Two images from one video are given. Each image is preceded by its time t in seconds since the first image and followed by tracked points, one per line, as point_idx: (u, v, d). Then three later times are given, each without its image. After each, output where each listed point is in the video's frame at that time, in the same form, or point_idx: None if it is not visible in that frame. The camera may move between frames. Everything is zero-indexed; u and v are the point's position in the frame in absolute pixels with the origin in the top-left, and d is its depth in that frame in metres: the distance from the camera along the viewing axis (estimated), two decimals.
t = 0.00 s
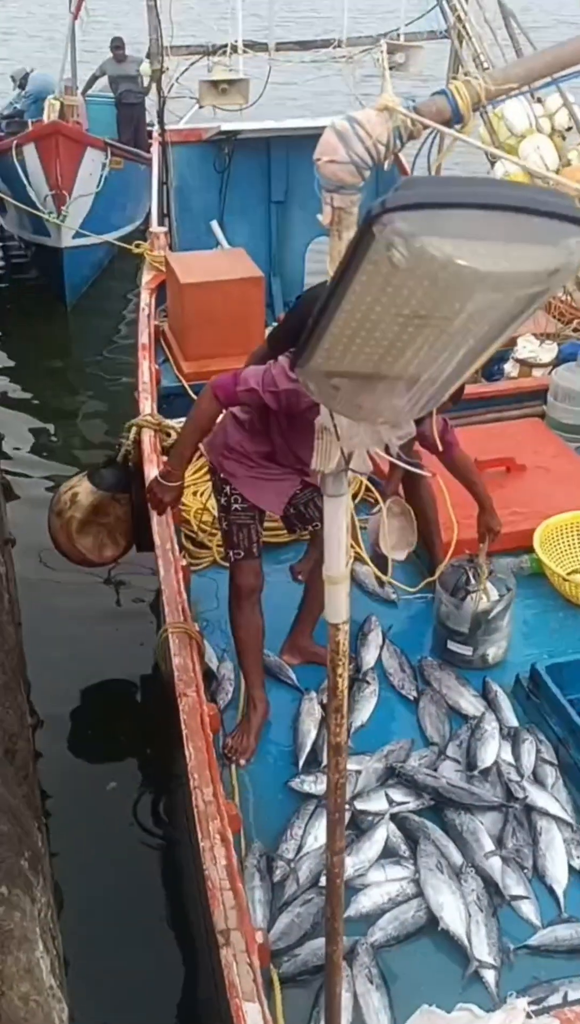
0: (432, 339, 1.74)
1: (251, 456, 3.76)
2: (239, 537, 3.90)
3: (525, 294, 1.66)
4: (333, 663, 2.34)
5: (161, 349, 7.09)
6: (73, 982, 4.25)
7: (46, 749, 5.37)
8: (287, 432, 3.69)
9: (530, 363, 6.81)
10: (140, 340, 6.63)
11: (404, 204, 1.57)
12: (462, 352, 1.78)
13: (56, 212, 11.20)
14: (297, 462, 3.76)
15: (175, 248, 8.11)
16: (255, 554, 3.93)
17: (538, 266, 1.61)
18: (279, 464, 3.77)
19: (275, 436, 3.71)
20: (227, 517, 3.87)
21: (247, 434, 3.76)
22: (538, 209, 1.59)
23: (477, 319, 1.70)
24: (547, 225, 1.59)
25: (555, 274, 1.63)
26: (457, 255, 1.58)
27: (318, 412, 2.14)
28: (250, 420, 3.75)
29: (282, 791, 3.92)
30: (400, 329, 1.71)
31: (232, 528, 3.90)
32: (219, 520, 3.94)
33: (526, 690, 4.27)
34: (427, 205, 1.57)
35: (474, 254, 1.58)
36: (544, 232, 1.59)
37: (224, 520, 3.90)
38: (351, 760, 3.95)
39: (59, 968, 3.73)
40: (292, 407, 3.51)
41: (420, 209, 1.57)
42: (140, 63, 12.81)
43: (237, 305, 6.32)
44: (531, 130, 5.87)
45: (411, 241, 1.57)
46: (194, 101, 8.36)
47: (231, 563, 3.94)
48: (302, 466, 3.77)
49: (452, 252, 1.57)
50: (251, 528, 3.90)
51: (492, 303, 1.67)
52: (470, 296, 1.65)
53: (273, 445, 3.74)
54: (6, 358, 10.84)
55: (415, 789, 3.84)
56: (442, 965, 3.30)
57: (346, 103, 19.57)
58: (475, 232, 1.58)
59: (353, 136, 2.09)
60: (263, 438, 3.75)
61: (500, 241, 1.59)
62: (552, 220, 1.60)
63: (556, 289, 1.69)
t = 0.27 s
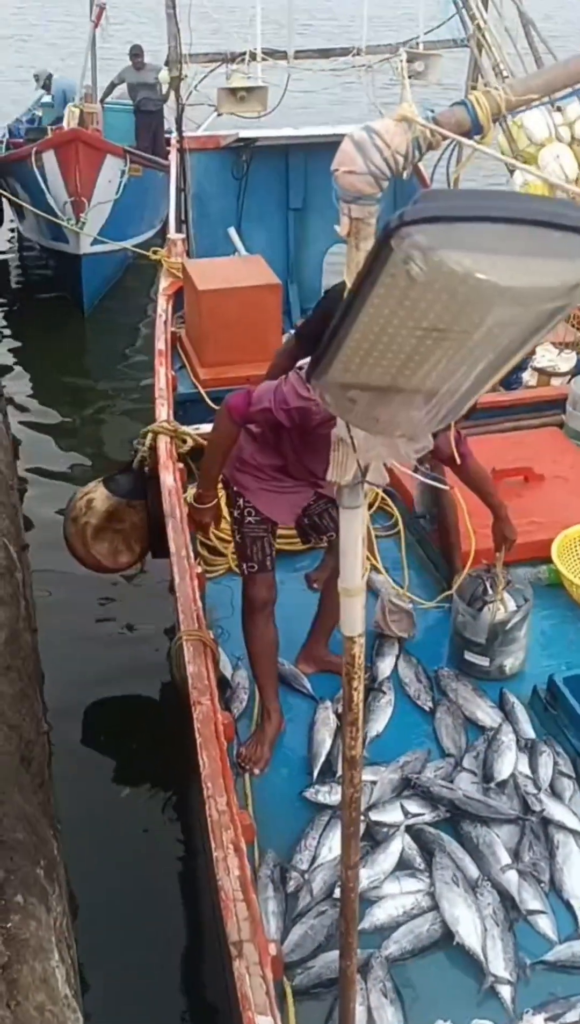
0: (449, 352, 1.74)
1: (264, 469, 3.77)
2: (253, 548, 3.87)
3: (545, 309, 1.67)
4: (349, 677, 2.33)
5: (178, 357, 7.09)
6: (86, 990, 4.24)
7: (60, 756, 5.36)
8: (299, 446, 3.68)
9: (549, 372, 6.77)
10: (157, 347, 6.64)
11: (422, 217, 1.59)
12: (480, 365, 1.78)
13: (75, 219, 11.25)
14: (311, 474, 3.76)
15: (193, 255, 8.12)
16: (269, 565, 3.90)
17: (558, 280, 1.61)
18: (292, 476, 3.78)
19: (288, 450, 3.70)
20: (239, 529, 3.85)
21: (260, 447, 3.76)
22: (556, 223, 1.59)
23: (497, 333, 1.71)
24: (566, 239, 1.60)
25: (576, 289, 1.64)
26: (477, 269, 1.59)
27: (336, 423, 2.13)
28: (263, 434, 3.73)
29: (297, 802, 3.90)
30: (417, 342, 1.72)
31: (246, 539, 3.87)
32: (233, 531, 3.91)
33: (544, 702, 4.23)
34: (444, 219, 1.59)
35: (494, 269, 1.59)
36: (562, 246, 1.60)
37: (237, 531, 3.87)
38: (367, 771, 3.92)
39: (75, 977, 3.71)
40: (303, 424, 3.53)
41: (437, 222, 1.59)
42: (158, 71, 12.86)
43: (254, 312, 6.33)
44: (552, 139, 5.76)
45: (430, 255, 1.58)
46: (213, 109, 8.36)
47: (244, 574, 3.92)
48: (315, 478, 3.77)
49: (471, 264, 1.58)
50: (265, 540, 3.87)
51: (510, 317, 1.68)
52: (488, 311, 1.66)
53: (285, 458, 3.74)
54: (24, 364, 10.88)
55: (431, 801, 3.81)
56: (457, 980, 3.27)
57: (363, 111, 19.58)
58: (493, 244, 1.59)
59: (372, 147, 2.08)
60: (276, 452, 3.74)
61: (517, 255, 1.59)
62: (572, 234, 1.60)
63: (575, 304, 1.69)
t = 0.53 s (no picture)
0: (461, 363, 1.74)
1: (271, 478, 3.76)
2: (260, 558, 3.86)
3: (558, 320, 1.66)
4: (356, 689, 2.33)
5: (187, 364, 7.09)
6: (92, 999, 4.22)
7: (66, 765, 5.36)
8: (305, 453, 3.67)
9: (559, 382, 6.76)
10: (166, 354, 6.65)
11: (435, 226, 1.58)
12: (491, 375, 1.78)
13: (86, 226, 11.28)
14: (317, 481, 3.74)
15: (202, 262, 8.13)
16: (277, 575, 3.89)
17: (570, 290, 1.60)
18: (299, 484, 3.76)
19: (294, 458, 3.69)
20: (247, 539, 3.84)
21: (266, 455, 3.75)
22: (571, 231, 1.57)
23: (509, 344, 1.71)
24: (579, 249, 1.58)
25: None
26: (489, 280, 1.58)
27: (346, 432, 2.12)
28: (269, 442, 3.72)
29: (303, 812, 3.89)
30: (429, 352, 1.73)
31: (253, 549, 3.86)
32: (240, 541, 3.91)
33: (552, 713, 4.21)
34: (457, 229, 1.58)
35: (506, 280, 1.59)
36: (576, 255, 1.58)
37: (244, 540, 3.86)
38: (374, 781, 3.91)
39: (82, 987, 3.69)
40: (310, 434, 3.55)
41: (451, 232, 1.58)
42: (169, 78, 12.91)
43: (263, 320, 6.33)
44: (563, 148, 5.76)
45: (441, 265, 1.58)
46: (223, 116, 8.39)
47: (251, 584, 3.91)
48: (321, 488, 3.77)
49: (484, 275, 1.58)
50: (273, 549, 3.85)
51: (522, 327, 1.67)
52: (500, 322, 1.65)
53: (292, 466, 3.73)
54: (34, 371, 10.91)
55: (438, 812, 3.79)
56: (463, 992, 3.25)
57: (373, 118, 19.61)
58: (507, 255, 1.58)
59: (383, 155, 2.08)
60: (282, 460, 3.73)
61: (531, 266, 1.58)
62: None
63: None
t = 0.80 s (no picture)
0: (464, 368, 1.74)
1: (269, 487, 3.77)
2: (259, 568, 3.86)
3: (563, 325, 1.67)
4: (357, 699, 2.33)
5: (189, 372, 7.10)
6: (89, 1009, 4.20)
7: (66, 773, 5.34)
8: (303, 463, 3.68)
9: (561, 393, 6.77)
10: (168, 362, 6.66)
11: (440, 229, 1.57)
12: (494, 382, 1.78)
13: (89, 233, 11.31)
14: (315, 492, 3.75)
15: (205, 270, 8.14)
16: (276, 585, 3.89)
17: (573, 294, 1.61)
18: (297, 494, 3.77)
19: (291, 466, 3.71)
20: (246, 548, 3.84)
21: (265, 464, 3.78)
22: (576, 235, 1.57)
23: (513, 351, 1.71)
24: None
25: None
26: (493, 285, 1.58)
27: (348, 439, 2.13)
28: (267, 451, 3.75)
29: (302, 823, 3.87)
30: (433, 359, 1.73)
31: (252, 559, 3.85)
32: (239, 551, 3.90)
33: (552, 725, 4.20)
34: (461, 232, 1.57)
35: (510, 284, 1.59)
36: None
37: (243, 550, 3.86)
38: (374, 791, 3.90)
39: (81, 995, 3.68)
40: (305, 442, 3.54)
41: (456, 235, 1.57)
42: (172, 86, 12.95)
43: (265, 328, 6.35)
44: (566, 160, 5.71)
45: (446, 268, 1.58)
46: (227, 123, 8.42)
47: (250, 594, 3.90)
48: (320, 497, 3.78)
49: (488, 279, 1.57)
50: (271, 560, 3.85)
51: (526, 334, 1.68)
52: (505, 327, 1.65)
53: (290, 475, 3.75)
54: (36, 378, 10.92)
55: (438, 823, 3.78)
56: (462, 1004, 3.23)
57: (376, 127, 19.68)
58: (513, 259, 1.58)
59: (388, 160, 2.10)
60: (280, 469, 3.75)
61: (536, 270, 1.58)
62: None
63: None
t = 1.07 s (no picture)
0: (464, 369, 1.75)
1: (266, 497, 3.79)
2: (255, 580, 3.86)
3: (564, 327, 1.67)
4: (353, 706, 2.32)
5: (188, 380, 7.12)
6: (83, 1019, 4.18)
7: (62, 781, 5.33)
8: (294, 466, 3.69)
9: (560, 404, 6.77)
10: (167, 369, 6.68)
11: (441, 225, 1.58)
12: (494, 383, 1.79)
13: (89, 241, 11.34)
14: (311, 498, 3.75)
15: (204, 278, 8.15)
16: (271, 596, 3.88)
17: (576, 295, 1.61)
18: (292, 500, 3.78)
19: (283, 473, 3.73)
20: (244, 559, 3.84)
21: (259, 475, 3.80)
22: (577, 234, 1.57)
23: (513, 353, 1.72)
24: None
25: None
26: (494, 282, 1.59)
27: (346, 445, 2.14)
28: (261, 460, 3.78)
29: (298, 833, 3.86)
30: (432, 359, 1.74)
31: (247, 571, 3.85)
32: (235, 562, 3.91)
33: (549, 736, 4.19)
34: (461, 229, 1.58)
35: (511, 283, 1.59)
36: None
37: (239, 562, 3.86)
38: (370, 801, 3.89)
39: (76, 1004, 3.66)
40: (289, 448, 3.63)
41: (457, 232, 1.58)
42: (172, 94, 12.99)
43: (264, 337, 6.36)
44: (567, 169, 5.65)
45: (446, 266, 1.59)
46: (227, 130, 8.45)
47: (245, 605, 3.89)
48: (316, 505, 3.77)
49: (488, 277, 1.58)
50: (267, 572, 3.84)
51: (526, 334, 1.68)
52: (506, 327, 1.66)
53: (284, 484, 3.76)
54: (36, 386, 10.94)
55: (434, 834, 3.77)
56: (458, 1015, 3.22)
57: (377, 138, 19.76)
58: (514, 257, 1.58)
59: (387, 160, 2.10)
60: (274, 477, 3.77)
61: (535, 269, 1.58)
62: None
63: None
